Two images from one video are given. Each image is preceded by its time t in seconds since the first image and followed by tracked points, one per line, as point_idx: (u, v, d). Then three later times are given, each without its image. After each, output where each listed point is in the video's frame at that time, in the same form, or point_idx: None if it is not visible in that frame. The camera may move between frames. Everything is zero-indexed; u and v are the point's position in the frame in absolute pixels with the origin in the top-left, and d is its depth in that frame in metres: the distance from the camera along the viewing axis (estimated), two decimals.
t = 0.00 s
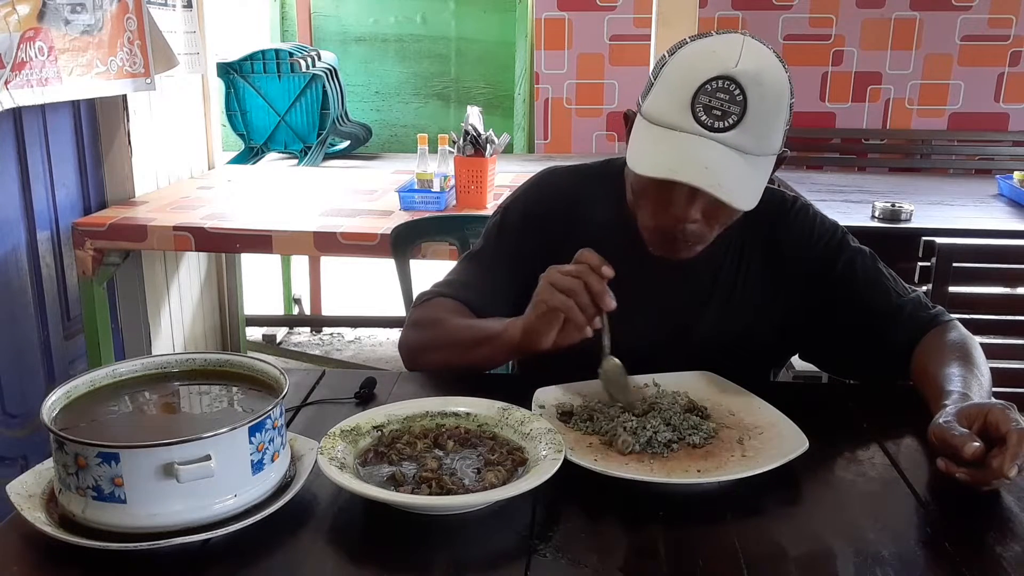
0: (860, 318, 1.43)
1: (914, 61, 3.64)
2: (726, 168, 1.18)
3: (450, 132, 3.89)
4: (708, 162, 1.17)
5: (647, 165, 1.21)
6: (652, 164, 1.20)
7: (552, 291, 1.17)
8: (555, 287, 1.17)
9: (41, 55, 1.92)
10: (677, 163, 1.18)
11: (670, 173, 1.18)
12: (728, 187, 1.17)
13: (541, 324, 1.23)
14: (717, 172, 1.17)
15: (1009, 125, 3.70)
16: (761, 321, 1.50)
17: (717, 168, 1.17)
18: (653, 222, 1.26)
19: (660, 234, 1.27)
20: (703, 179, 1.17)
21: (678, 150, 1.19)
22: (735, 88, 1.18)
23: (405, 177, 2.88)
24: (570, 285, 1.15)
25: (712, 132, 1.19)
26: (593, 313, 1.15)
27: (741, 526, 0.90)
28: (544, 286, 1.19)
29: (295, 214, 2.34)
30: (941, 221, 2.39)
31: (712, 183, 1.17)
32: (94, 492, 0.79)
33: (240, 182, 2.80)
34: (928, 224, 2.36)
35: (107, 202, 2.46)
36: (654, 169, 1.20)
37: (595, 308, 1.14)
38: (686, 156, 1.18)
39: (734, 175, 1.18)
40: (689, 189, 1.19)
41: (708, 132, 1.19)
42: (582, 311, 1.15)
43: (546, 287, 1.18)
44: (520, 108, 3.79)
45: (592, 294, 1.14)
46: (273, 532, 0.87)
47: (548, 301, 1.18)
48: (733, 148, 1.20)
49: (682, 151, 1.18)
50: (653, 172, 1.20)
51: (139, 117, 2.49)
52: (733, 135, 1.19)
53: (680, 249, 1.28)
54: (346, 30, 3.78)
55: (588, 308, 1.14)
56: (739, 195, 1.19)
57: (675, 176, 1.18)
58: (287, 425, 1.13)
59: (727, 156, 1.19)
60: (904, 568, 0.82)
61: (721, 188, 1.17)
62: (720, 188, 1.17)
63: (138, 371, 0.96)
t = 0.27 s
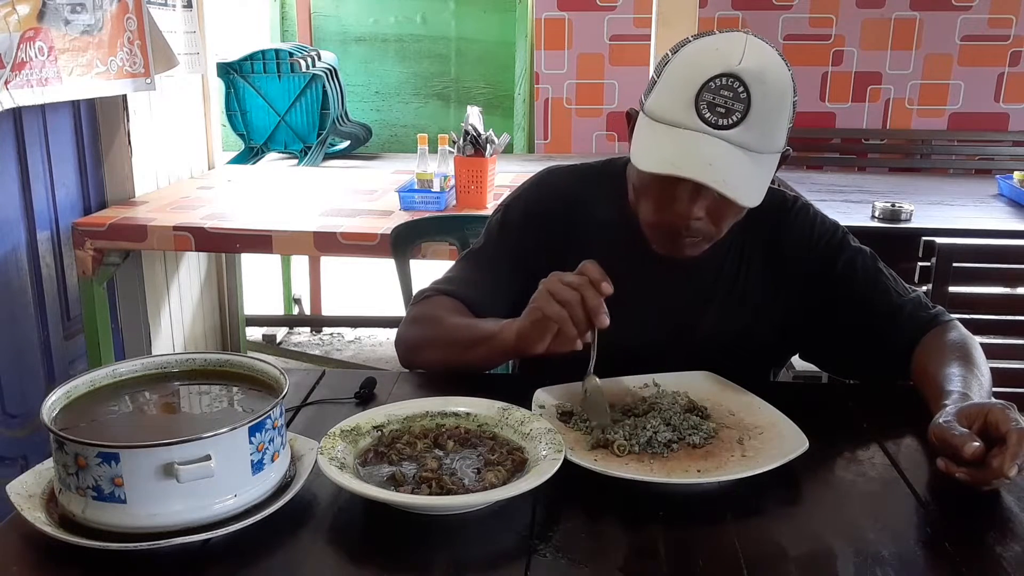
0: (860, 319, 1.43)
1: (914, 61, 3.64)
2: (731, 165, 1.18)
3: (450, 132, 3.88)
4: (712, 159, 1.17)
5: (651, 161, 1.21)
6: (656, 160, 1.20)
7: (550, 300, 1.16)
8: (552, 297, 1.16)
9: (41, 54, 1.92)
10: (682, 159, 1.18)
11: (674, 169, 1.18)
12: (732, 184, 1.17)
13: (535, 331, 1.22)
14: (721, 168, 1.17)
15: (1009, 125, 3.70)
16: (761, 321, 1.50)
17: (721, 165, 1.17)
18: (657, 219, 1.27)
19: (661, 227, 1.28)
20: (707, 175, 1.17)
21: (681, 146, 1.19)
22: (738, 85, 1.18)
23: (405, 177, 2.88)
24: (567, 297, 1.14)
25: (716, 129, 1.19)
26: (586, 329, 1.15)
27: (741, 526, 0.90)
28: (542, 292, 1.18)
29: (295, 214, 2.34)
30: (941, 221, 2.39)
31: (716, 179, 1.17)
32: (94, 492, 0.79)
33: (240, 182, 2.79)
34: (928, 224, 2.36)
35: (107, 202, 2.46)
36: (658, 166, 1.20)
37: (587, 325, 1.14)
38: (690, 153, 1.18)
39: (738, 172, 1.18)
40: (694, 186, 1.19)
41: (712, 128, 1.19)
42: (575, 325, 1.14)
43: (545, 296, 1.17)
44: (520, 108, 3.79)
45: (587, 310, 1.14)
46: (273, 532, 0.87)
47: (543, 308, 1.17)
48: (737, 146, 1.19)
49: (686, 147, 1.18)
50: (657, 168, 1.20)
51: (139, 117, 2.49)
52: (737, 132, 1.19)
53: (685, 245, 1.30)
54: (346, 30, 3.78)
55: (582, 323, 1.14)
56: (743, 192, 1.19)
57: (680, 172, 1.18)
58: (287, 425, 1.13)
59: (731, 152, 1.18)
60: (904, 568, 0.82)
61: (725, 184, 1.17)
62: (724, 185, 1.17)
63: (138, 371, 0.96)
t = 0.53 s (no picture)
0: (860, 319, 1.43)
1: (914, 61, 3.64)
2: (730, 165, 1.18)
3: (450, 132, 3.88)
4: (711, 158, 1.17)
5: (651, 162, 1.21)
6: (656, 161, 1.20)
7: (558, 311, 1.16)
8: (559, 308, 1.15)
9: (41, 55, 1.92)
10: (681, 160, 1.18)
11: (674, 169, 1.18)
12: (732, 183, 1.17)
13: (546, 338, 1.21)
14: (721, 168, 1.17)
15: (1009, 125, 3.70)
16: (761, 321, 1.50)
17: (720, 164, 1.17)
18: (659, 220, 1.27)
19: (665, 230, 1.28)
20: (707, 175, 1.17)
21: (681, 146, 1.19)
22: (737, 84, 1.18)
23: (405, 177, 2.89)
24: (574, 307, 1.14)
25: (715, 129, 1.19)
26: (601, 338, 1.13)
27: (741, 526, 0.90)
28: (549, 303, 1.18)
29: (295, 214, 2.34)
30: (941, 221, 2.39)
31: (716, 178, 1.17)
32: (94, 492, 0.79)
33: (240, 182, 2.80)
34: (928, 224, 2.36)
35: (107, 202, 2.46)
36: (658, 166, 1.20)
37: (599, 335, 1.13)
38: (690, 153, 1.18)
39: (738, 171, 1.18)
40: (694, 186, 1.19)
41: (712, 128, 1.19)
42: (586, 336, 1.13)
43: (552, 307, 1.17)
44: (520, 108, 3.79)
45: (596, 320, 1.13)
46: (272, 532, 0.87)
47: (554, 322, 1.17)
48: (736, 145, 1.19)
49: (686, 147, 1.18)
50: (657, 168, 1.20)
51: (139, 117, 2.49)
52: (737, 132, 1.19)
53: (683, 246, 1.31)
54: (346, 30, 3.78)
55: (593, 334, 1.13)
56: (744, 191, 1.19)
57: (679, 172, 1.18)
58: (287, 425, 1.13)
59: (731, 152, 1.18)
60: (904, 568, 0.82)
61: (725, 184, 1.17)
62: (724, 184, 1.17)
63: (138, 371, 0.96)
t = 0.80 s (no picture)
0: (861, 319, 1.43)
1: (914, 61, 3.64)
2: (734, 169, 1.18)
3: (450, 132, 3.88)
4: (715, 162, 1.17)
5: (654, 165, 1.21)
6: (659, 164, 1.20)
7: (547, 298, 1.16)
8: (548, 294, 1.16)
9: (41, 55, 1.92)
10: (685, 163, 1.18)
11: (677, 172, 1.18)
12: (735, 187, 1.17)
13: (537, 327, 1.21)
14: (725, 172, 1.17)
15: (1008, 125, 3.70)
16: (761, 322, 1.50)
17: (724, 167, 1.17)
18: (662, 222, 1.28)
19: (666, 231, 1.30)
20: (710, 178, 1.17)
21: (684, 149, 1.18)
22: (742, 88, 1.18)
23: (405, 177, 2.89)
24: (563, 292, 1.14)
25: (719, 133, 1.19)
26: (595, 316, 1.14)
27: (741, 526, 0.90)
28: (536, 293, 1.18)
29: (295, 214, 2.34)
30: (941, 221, 2.39)
31: (719, 182, 1.17)
32: (94, 492, 0.79)
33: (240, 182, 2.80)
34: (928, 224, 2.36)
35: (107, 202, 2.45)
36: (662, 169, 1.19)
37: (592, 313, 1.13)
38: (694, 156, 1.18)
39: (741, 175, 1.18)
40: (696, 190, 1.19)
41: (715, 132, 1.19)
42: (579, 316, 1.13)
43: (541, 294, 1.17)
44: (520, 108, 3.79)
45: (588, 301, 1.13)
46: (272, 532, 0.87)
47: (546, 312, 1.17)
48: (739, 149, 1.19)
49: (690, 150, 1.18)
50: (659, 171, 1.20)
51: (139, 117, 2.49)
52: (740, 136, 1.19)
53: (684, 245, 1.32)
54: (346, 30, 3.78)
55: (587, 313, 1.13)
56: (747, 195, 1.19)
57: (682, 176, 1.18)
58: (287, 425, 1.13)
59: (734, 156, 1.18)
60: (904, 568, 0.82)
61: (728, 187, 1.17)
62: (727, 187, 1.17)
63: (137, 371, 0.96)
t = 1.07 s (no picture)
0: (860, 319, 1.43)
1: (914, 61, 3.64)
2: (730, 170, 1.18)
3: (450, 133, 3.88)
4: (711, 163, 1.17)
5: (649, 166, 1.21)
6: (655, 165, 1.20)
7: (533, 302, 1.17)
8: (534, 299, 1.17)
9: (41, 55, 1.92)
10: (681, 164, 1.18)
11: (673, 174, 1.18)
12: (732, 188, 1.17)
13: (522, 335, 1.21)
14: (721, 173, 1.17)
15: (1008, 125, 3.70)
16: (760, 322, 1.50)
17: (720, 169, 1.17)
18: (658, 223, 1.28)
19: (662, 230, 1.30)
20: (706, 180, 1.17)
21: (681, 151, 1.18)
22: (738, 89, 1.18)
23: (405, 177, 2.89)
24: (549, 296, 1.15)
25: (716, 134, 1.19)
26: (578, 323, 1.15)
27: (741, 526, 0.90)
28: (524, 297, 1.19)
29: (295, 214, 2.34)
30: (941, 221, 2.39)
31: (716, 183, 1.17)
32: (94, 492, 0.79)
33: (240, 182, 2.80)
34: (928, 223, 2.36)
35: (107, 202, 2.45)
36: (657, 170, 1.19)
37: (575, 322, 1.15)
38: (690, 157, 1.18)
39: (737, 175, 1.18)
40: (692, 191, 1.19)
41: (711, 133, 1.19)
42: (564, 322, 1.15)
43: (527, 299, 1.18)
44: (520, 108, 3.79)
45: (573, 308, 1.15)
46: (272, 532, 0.87)
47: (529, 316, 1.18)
48: (736, 150, 1.19)
49: (686, 152, 1.18)
50: (656, 172, 1.19)
51: (139, 117, 2.49)
52: (738, 137, 1.19)
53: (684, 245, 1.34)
54: (346, 30, 3.78)
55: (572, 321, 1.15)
56: (743, 196, 1.19)
57: (677, 177, 1.18)
58: (287, 425, 1.13)
59: (730, 157, 1.18)
60: (904, 568, 0.82)
61: (724, 188, 1.17)
62: (723, 189, 1.17)
63: (137, 371, 0.96)
